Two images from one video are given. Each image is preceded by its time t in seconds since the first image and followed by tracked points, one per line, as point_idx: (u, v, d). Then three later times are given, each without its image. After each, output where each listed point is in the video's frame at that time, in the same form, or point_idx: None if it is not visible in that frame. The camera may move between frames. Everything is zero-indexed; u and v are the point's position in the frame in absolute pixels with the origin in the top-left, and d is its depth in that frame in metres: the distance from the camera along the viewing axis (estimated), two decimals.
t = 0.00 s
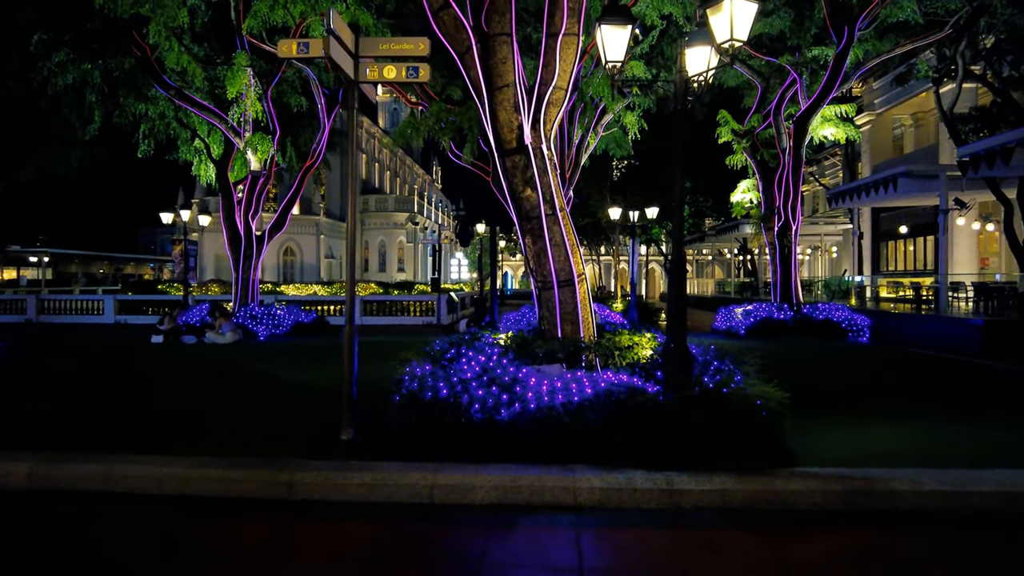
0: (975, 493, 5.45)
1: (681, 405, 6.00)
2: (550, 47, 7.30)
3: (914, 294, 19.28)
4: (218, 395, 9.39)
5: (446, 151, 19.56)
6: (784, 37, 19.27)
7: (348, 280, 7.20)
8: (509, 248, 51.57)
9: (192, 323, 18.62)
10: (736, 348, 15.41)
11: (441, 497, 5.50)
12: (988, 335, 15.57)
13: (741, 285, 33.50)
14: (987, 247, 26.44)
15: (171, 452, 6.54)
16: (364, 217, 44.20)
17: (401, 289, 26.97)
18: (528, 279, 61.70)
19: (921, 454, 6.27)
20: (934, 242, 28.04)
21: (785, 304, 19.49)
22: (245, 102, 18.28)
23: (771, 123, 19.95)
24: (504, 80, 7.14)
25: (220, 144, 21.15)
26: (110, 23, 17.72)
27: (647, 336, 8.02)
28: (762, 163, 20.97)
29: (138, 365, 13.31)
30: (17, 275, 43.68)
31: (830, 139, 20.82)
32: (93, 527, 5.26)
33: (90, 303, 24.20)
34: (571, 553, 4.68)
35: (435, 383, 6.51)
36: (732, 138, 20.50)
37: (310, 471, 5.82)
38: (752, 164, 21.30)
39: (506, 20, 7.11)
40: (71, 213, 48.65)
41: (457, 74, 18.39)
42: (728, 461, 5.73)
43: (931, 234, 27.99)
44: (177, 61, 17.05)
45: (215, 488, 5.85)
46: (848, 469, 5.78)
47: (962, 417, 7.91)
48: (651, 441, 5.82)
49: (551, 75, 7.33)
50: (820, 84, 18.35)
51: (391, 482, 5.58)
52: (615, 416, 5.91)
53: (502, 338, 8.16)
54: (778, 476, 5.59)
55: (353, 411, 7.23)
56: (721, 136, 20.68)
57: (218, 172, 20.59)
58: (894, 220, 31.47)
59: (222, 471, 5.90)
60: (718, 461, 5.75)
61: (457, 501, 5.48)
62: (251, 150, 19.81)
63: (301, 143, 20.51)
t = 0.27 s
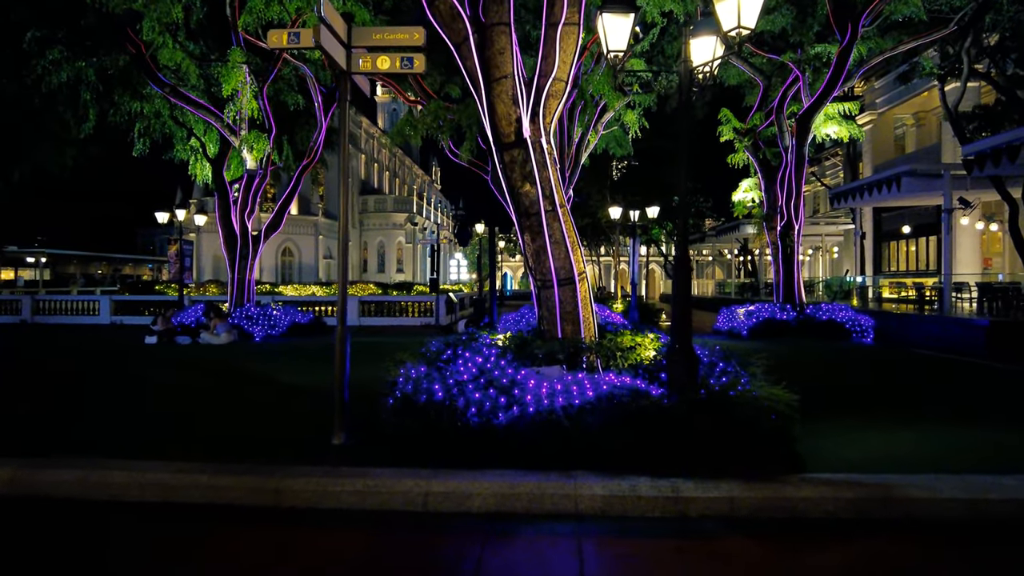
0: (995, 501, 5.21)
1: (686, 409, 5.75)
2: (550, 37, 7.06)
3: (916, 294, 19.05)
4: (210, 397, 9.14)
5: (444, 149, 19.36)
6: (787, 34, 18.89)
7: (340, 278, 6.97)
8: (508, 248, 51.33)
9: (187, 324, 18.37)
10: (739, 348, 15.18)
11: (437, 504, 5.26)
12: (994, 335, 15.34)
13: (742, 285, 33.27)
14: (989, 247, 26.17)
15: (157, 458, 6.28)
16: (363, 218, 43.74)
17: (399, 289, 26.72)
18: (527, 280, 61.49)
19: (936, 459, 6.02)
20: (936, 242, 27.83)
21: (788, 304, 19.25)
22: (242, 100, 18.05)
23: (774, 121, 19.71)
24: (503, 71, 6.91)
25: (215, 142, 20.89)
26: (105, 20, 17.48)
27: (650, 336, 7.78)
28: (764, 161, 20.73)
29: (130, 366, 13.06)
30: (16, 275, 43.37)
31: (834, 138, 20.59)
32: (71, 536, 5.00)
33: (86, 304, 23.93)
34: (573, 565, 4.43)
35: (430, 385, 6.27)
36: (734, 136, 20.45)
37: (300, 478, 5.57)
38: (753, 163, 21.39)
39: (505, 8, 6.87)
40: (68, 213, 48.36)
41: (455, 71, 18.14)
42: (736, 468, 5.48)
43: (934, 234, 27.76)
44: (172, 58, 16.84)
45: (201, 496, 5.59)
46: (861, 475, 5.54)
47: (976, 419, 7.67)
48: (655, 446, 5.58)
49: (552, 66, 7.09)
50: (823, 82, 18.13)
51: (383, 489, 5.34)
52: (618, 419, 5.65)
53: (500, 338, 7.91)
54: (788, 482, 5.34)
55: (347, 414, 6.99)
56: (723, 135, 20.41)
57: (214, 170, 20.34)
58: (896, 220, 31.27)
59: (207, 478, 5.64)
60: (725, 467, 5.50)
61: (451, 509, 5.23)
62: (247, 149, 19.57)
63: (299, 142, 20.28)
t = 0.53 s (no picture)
0: None
1: (696, 416, 5.45)
2: (553, 27, 6.79)
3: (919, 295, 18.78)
4: (200, 400, 8.84)
5: (443, 147, 19.07)
6: (791, 30, 18.49)
7: (333, 278, 6.68)
8: (508, 249, 51.03)
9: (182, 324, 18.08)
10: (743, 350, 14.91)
11: (431, 516, 4.97)
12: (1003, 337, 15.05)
13: (744, 286, 32.96)
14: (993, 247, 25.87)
15: (139, 465, 5.97)
16: (362, 218, 43.35)
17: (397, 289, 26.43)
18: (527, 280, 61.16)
19: (957, 467, 5.72)
20: (940, 242, 27.56)
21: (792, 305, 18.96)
22: (237, 96, 17.76)
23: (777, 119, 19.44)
24: (503, 62, 6.64)
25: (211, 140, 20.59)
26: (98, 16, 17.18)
27: (655, 338, 7.49)
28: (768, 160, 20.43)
29: (122, 368, 12.76)
30: (14, 275, 43.04)
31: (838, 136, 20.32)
32: (42, 549, 4.69)
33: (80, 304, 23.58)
34: None
35: (426, 389, 5.98)
36: (738, 135, 20.17)
37: (287, 488, 5.26)
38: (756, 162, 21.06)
39: None
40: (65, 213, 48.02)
41: (455, 68, 17.83)
42: (749, 477, 5.17)
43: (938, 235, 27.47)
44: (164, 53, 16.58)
45: (183, 506, 5.28)
46: (880, 484, 5.24)
47: (994, 423, 7.38)
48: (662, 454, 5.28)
49: (554, 56, 6.81)
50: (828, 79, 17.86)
51: (375, 499, 5.06)
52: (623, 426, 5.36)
53: (500, 340, 7.63)
54: (805, 493, 5.04)
55: (339, 420, 6.69)
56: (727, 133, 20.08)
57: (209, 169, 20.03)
58: (899, 221, 30.99)
59: (189, 487, 5.33)
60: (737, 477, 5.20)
61: (447, 520, 4.94)
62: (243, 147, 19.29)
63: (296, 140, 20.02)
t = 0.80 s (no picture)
0: None
1: (701, 424, 5.24)
2: (552, 21, 6.59)
3: (919, 296, 18.61)
4: (192, 404, 8.62)
5: (440, 146, 18.85)
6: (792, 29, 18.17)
7: (326, 280, 6.47)
8: (506, 249, 50.78)
9: (177, 326, 17.88)
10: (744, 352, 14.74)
11: (425, 529, 4.76)
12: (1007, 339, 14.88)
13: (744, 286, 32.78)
14: (995, 248, 25.72)
15: (123, 474, 5.74)
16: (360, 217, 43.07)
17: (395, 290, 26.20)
18: (525, 280, 60.92)
19: (971, 476, 5.51)
20: (941, 243, 27.39)
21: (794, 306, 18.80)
22: (233, 94, 17.53)
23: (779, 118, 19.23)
24: (502, 57, 6.45)
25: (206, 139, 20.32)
26: (92, 13, 16.91)
27: (657, 341, 7.29)
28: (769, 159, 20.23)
29: (114, 370, 12.53)
30: (10, 274, 42.75)
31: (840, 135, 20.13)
32: (19, 564, 4.46)
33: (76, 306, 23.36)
34: None
35: (421, 395, 5.77)
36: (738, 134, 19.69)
37: (276, 499, 5.05)
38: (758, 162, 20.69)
39: None
40: (60, 213, 47.67)
41: (454, 67, 17.56)
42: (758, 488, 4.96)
43: (939, 235, 27.28)
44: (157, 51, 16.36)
45: (167, 519, 5.06)
46: (892, 496, 5.03)
47: (1006, 428, 7.18)
48: (665, 465, 5.07)
49: (553, 51, 6.63)
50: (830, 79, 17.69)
51: (367, 511, 4.85)
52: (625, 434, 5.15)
53: (498, 343, 7.43)
54: (815, 505, 4.82)
55: (333, 426, 6.47)
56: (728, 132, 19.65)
57: (205, 168, 19.80)
58: (900, 221, 30.81)
59: (175, 498, 5.11)
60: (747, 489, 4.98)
61: (441, 534, 4.74)
62: (238, 145, 19.08)
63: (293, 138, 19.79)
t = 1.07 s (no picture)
0: None
1: (704, 429, 5.06)
2: (550, 14, 6.39)
3: (920, 297, 18.44)
4: (181, 406, 8.42)
5: (437, 146, 18.64)
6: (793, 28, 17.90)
7: (315, 281, 6.27)
8: (505, 250, 50.55)
9: (170, 327, 17.66)
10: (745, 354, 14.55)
11: (416, 540, 4.56)
12: (1011, 340, 14.72)
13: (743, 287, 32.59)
14: (995, 248, 25.56)
15: (103, 482, 5.52)
16: (358, 218, 42.85)
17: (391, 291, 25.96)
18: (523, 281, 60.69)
19: (984, 483, 5.32)
20: (941, 244, 27.23)
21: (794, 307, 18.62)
22: (227, 93, 17.30)
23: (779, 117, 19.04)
24: (497, 49, 6.23)
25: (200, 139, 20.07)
26: (83, 11, 16.67)
27: (658, 343, 7.08)
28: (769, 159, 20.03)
29: (105, 372, 12.31)
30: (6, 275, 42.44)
31: (841, 134, 19.96)
32: None
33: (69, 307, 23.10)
34: None
35: (413, 400, 5.57)
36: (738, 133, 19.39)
37: (261, 507, 4.85)
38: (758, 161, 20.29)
39: None
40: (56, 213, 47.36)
41: (451, 66, 17.35)
42: (763, 497, 4.77)
43: (940, 236, 27.12)
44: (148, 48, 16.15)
45: (148, 529, 4.84)
46: (903, 504, 4.84)
47: (1015, 432, 7.00)
48: (667, 472, 4.87)
49: (551, 44, 6.42)
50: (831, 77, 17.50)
51: (357, 520, 4.65)
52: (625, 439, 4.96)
53: (494, 345, 7.22)
54: (822, 514, 4.63)
55: (323, 432, 6.26)
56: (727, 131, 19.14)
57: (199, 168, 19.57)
58: (900, 221, 30.65)
59: (156, 508, 4.90)
60: (751, 497, 4.79)
61: (432, 544, 4.54)
62: (233, 144, 18.86)
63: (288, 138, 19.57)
